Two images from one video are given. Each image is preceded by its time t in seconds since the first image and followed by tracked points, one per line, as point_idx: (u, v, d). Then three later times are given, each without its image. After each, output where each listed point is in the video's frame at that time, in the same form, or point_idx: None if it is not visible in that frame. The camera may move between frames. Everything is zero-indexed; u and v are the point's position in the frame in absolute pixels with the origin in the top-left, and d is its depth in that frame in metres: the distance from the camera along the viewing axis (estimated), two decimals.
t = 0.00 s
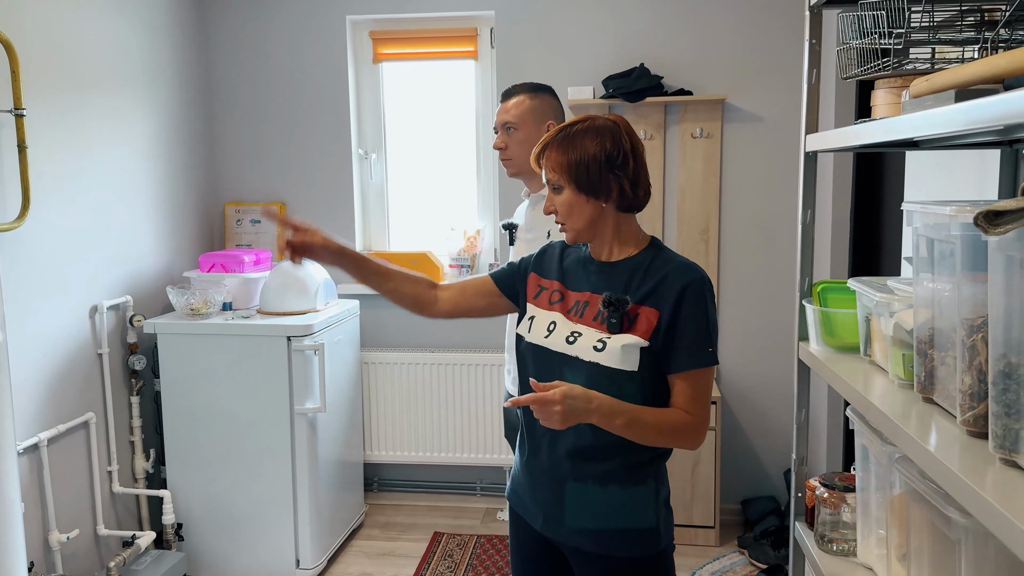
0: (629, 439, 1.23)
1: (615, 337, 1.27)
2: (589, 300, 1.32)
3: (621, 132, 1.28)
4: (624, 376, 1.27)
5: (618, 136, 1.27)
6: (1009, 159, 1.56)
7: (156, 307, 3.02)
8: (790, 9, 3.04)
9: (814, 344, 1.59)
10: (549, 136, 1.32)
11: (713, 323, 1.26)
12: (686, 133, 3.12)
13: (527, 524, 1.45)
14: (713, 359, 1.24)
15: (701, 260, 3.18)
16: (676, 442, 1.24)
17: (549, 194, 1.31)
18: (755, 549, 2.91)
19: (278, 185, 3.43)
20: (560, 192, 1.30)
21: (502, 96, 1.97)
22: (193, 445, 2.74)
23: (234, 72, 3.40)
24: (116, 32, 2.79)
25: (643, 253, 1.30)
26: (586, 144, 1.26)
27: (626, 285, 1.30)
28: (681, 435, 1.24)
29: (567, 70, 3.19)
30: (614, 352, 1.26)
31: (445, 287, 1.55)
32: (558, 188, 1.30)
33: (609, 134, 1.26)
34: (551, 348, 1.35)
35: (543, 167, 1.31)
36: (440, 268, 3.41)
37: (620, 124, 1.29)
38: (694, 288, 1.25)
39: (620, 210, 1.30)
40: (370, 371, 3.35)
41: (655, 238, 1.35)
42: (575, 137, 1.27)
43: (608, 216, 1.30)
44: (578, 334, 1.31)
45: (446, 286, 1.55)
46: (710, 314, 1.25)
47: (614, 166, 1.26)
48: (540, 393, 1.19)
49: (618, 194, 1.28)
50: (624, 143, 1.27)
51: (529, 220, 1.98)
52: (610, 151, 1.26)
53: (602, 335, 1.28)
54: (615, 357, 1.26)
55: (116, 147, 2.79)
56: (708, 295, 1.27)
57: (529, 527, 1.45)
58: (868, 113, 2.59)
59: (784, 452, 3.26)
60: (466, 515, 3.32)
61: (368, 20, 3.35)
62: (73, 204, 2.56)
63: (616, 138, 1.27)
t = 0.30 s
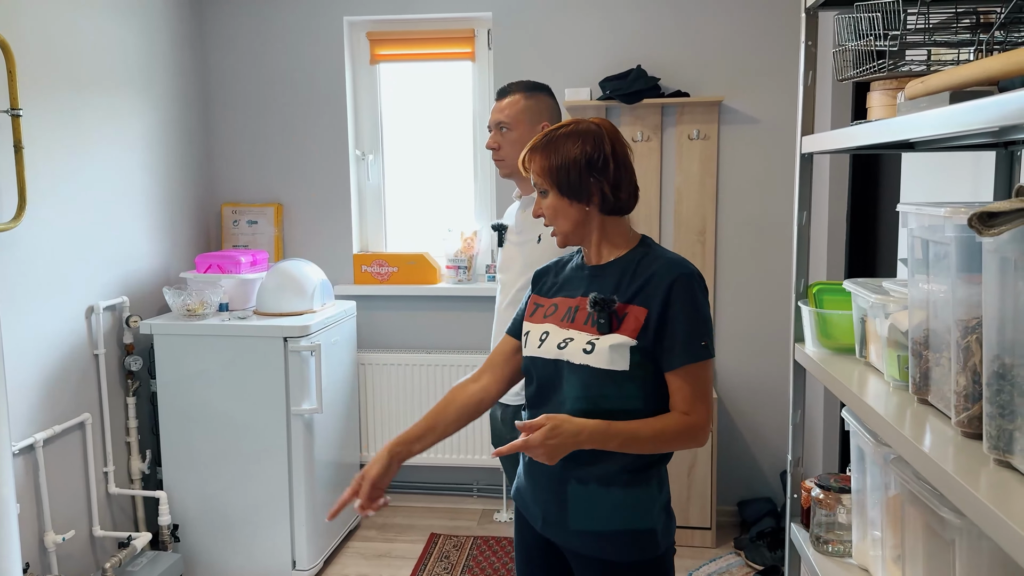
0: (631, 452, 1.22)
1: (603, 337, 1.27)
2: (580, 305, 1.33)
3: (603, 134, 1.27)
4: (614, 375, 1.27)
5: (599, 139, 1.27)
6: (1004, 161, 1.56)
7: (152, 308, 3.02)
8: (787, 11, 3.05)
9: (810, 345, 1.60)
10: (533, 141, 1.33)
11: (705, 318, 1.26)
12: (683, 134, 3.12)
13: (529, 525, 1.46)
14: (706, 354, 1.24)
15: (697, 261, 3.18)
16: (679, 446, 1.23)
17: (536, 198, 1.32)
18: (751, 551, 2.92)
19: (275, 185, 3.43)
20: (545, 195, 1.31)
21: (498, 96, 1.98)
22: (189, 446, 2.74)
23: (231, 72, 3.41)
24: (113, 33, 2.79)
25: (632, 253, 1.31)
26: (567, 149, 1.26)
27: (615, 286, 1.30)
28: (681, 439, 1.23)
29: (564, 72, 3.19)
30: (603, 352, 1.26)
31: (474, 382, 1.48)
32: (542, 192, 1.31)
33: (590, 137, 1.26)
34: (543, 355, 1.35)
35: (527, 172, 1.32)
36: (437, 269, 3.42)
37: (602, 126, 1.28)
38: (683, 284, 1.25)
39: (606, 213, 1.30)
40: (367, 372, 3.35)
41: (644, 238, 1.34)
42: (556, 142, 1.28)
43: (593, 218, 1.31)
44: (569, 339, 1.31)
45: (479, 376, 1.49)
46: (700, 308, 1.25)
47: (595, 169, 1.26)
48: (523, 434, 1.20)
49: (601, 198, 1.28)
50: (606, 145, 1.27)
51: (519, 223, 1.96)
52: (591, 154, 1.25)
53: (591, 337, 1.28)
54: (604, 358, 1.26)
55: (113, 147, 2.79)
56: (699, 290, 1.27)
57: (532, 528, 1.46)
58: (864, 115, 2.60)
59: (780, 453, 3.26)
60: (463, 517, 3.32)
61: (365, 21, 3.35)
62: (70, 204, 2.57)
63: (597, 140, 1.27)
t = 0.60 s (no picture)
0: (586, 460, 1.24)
1: (590, 340, 1.28)
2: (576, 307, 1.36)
3: (595, 138, 1.27)
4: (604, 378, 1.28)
5: (590, 142, 1.26)
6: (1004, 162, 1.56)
7: (151, 308, 3.02)
8: (786, 12, 3.05)
9: (809, 346, 1.60)
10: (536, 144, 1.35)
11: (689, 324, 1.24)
12: (682, 135, 3.12)
13: (531, 524, 1.47)
14: (683, 360, 1.23)
15: (696, 262, 3.18)
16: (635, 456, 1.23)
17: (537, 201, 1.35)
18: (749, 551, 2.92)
19: (274, 186, 3.43)
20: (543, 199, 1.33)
21: (495, 96, 1.97)
22: (187, 447, 2.74)
23: (230, 73, 3.40)
24: (112, 33, 2.79)
25: (629, 255, 1.30)
26: (558, 152, 1.27)
27: (607, 289, 1.31)
28: (636, 450, 1.22)
29: (563, 73, 3.19)
30: (588, 355, 1.28)
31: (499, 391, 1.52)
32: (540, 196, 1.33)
33: (581, 140, 1.27)
34: (537, 356, 1.39)
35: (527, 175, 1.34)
36: (436, 269, 3.42)
37: (596, 130, 1.28)
38: (667, 288, 1.24)
39: (598, 216, 1.30)
40: (366, 372, 3.36)
41: (642, 243, 1.32)
42: (550, 145, 1.29)
43: (588, 221, 1.31)
44: (560, 341, 1.34)
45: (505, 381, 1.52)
46: (682, 314, 1.24)
47: (583, 173, 1.26)
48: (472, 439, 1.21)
49: (590, 201, 1.28)
50: (596, 148, 1.26)
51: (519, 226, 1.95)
52: (579, 158, 1.26)
53: (579, 339, 1.30)
54: (588, 361, 1.28)
55: (112, 148, 2.79)
56: (687, 294, 1.26)
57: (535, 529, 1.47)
58: (863, 116, 2.60)
59: (779, 454, 3.26)
60: (461, 517, 3.32)
61: (364, 22, 3.35)
62: (68, 205, 2.56)
63: (588, 144, 1.26)
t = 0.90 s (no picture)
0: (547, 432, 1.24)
1: (590, 341, 1.29)
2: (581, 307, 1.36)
3: (600, 139, 1.26)
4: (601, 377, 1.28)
5: (593, 144, 1.25)
6: (1005, 161, 1.56)
7: (151, 308, 3.02)
8: (786, 12, 3.05)
9: (810, 347, 1.60)
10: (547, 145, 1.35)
11: (681, 330, 1.22)
12: (682, 135, 3.12)
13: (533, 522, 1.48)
14: (663, 365, 1.21)
15: (696, 262, 3.18)
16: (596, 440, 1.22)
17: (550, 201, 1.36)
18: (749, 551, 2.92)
19: (274, 186, 3.43)
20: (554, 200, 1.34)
21: (501, 96, 1.89)
22: (188, 447, 2.74)
23: (230, 73, 3.40)
24: (112, 33, 2.79)
25: (636, 256, 1.30)
26: (563, 154, 1.27)
27: (610, 292, 1.30)
28: (596, 434, 1.21)
29: (563, 73, 3.19)
30: (586, 357, 1.29)
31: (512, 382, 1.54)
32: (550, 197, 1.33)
33: (585, 142, 1.26)
34: (542, 353, 1.40)
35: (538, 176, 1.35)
36: (436, 269, 3.41)
37: (601, 131, 1.27)
38: (666, 294, 1.23)
39: (605, 217, 1.29)
40: (366, 372, 3.35)
41: (651, 245, 1.31)
42: (556, 147, 1.29)
43: (596, 222, 1.31)
44: (563, 340, 1.34)
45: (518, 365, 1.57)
46: (674, 320, 1.22)
47: (586, 175, 1.25)
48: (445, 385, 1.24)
49: (595, 203, 1.28)
50: (599, 150, 1.25)
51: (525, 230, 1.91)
52: (582, 160, 1.25)
53: (580, 340, 1.31)
54: (587, 362, 1.29)
55: (112, 147, 2.79)
56: (687, 299, 1.24)
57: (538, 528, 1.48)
58: (863, 116, 2.60)
59: (779, 454, 3.26)
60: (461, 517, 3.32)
61: (364, 22, 3.35)
62: (68, 205, 2.56)
63: (591, 146, 1.25)
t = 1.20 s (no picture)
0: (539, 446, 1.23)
1: (596, 339, 1.29)
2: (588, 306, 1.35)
3: (614, 140, 1.26)
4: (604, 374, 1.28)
5: (608, 145, 1.25)
6: (1005, 159, 1.56)
7: (152, 307, 3.02)
8: (787, 10, 3.04)
9: (811, 345, 1.59)
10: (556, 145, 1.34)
11: (685, 330, 1.22)
12: (683, 134, 3.12)
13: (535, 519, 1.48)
14: (664, 363, 1.21)
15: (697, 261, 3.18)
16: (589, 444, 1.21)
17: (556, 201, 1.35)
18: (751, 551, 2.92)
19: (275, 185, 3.43)
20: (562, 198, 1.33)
21: (506, 95, 1.88)
22: (188, 446, 2.74)
23: (230, 72, 3.40)
24: (112, 32, 2.80)
25: (644, 256, 1.30)
26: (576, 153, 1.26)
27: (617, 292, 1.30)
28: (588, 438, 1.21)
29: (564, 72, 3.19)
30: (592, 354, 1.28)
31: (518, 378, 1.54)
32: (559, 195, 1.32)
33: (600, 142, 1.25)
34: (547, 350, 1.40)
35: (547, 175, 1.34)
36: (437, 268, 3.41)
37: (615, 132, 1.27)
38: (673, 294, 1.22)
39: (616, 218, 1.29)
40: (367, 371, 3.35)
41: (659, 245, 1.31)
42: (568, 146, 1.28)
43: (606, 222, 1.31)
44: (569, 338, 1.34)
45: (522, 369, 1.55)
46: (679, 320, 1.22)
47: (601, 175, 1.25)
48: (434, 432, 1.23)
49: (607, 202, 1.28)
50: (615, 152, 1.25)
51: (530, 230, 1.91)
52: (597, 160, 1.25)
53: (586, 338, 1.31)
54: (593, 359, 1.28)
55: (112, 147, 2.79)
56: (693, 300, 1.23)
57: (540, 527, 1.47)
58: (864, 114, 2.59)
59: (780, 452, 3.25)
60: (462, 516, 3.32)
61: (365, 21, 3.35)
62: (69, 204, 2.57)
63: (606, 147, 1.25)
